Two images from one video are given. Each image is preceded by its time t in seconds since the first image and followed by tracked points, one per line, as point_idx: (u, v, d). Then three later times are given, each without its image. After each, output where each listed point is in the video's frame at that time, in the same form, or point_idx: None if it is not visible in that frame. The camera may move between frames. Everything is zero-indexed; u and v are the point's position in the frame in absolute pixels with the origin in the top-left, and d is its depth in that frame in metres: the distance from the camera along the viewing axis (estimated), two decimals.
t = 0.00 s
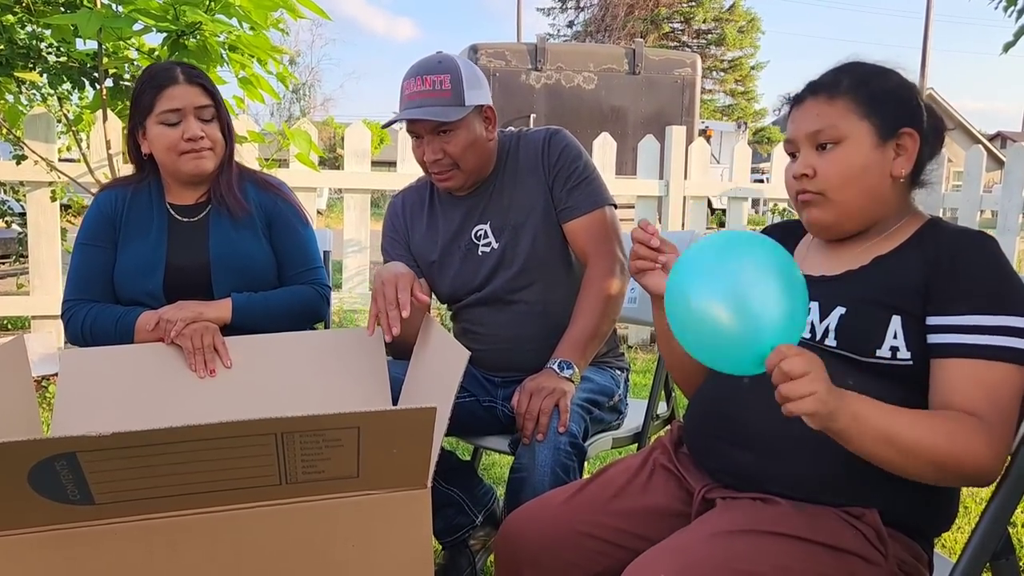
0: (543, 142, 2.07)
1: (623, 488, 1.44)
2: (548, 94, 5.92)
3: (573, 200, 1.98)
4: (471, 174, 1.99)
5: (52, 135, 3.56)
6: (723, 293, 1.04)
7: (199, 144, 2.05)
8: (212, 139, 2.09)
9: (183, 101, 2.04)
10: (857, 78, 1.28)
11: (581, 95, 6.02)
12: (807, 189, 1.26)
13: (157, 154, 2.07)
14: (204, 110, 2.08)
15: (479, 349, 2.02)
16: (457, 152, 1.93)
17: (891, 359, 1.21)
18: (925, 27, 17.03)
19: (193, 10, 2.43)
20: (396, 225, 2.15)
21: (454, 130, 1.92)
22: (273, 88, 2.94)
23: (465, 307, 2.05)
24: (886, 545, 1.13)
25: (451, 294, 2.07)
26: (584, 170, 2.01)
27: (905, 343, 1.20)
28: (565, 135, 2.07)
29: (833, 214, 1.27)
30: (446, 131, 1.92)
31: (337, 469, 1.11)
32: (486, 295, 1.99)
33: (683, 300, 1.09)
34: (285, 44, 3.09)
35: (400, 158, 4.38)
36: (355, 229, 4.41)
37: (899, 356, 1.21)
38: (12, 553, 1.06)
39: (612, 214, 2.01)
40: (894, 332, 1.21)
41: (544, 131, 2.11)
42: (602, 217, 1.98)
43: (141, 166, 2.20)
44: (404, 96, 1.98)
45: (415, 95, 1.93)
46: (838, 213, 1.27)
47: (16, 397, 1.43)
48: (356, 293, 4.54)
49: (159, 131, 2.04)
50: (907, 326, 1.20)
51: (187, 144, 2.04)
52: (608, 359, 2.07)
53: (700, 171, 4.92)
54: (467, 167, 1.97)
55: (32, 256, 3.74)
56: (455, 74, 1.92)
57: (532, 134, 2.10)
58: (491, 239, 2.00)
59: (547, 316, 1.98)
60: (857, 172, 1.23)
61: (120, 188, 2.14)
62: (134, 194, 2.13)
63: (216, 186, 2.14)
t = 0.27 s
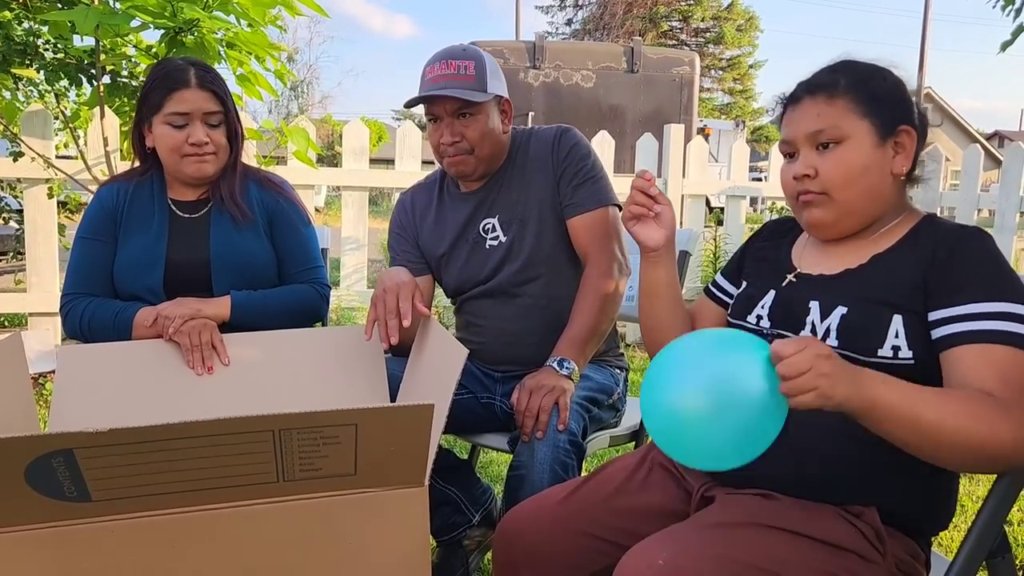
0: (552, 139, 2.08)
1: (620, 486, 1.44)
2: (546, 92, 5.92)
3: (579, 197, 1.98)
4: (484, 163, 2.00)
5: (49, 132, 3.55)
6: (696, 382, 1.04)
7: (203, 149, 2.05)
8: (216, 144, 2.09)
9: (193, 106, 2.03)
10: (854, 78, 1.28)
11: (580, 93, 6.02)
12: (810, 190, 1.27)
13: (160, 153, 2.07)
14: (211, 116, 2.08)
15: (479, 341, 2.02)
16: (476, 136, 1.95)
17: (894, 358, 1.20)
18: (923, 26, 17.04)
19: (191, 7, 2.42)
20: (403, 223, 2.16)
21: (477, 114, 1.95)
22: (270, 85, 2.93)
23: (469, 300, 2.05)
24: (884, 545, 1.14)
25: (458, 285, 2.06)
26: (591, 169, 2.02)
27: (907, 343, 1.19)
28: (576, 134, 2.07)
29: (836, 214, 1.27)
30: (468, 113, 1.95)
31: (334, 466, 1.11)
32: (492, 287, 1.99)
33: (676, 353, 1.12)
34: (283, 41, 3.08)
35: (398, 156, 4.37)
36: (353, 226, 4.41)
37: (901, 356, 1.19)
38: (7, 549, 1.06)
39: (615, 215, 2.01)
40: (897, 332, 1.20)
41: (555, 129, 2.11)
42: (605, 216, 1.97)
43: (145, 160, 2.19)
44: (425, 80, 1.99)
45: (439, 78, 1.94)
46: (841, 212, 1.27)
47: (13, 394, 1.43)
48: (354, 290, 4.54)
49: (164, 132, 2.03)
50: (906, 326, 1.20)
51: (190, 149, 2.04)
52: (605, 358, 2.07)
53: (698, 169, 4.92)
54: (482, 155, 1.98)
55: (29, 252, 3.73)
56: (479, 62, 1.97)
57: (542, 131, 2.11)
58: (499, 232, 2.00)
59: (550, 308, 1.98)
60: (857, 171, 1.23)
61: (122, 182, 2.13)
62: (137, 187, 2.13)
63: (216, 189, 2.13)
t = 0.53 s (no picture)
0: (563, 138, 2.08)
1: (619, 486, 1.44)
2: (545, 90, 5.92)
3: (585, 196, 1.98)
4: (498, 152, 2.00)
5: (47, 129, 3.54)
6: (927, 47, 0.96)
7: (205, 148, 2.05)
8: (219, 144, 2.09)
9: (197, 105, 2.03)
10: (846, 82, 1.29)
11: (578, 91, 6.01)
12: (809, 194, 1.27)
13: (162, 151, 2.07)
14: (215, 115, 2.08)
15: (482, 335, 2.02)
16: (492, 124, 1.98)
17: (899, 354, 1.18)
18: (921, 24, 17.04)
19: (189, 4, 2.41)
20: (409, 220, 2.15)
21: (494, 103, 1.99)
22: (269, 83, 2.92)
23: (473, 292, 2.05)
24: (884, 545, 1.14)
25: (463, 280, 2.06)
26: (599, 169, 2.02)
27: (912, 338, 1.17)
28: (585, 135, 2.08)
29: (834, 216, 1.27)
30: (484, 101, 1.98)
31: (333, 465, 1.11)
32: (496, 281, 1.99)
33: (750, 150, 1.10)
34: (281, 39, 3.08)
35: (396, 154, 4.37)
36: (351, 224, 4.40)
37: (906, 351, 1.17)
38: (6, 548, 1.06)
39: (620, 216, 2.01)
40: (901, 328, 1.18)
41: (565, 130, 2.12)
42: (610, 216, 1.97)
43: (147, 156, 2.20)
44: (442, 70, 2.00)
45: (458, 65, 1.96)
46: (840, 215, 1.27)
47: (12, 392, 1.43)
48: (352, 288, 4.53)
49: (166, 130, 2.03)
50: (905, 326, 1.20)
51: (193, 147, 2.04)
52: (604, 355, 2.07)
53: (697, 167, 4.92)
54: (497, 143, 1.99)
55: (27, 250, 3.72)
56: (497, 56, 2.00)
57: (553, 131, 2.11)
58: (505, 227, 2.00)
59: (554, 304, 1.98)
60: (854, 172, 1.23)
61: (122, 178, 2.13)
62: (137, 183, 2.12)
63: (216, 188, 2.12)
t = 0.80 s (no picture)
0: (564, 140, 2.07)
1: (617, 484, 1.44)
2: (544, 88, 5.92)
3: (586, 197, 1.98)
4: (501, 149, 2.01)
5: (46, 127, 3.54)
6: (730, 484, 0.98)
7: (207, 145, 2.05)
8: (221, 141, 2.09)
9: (199, 103, 2.03)
10: (848, 75, 1.31)
11: (577, 90, 6.01)
12: (810, 180, 1.27)
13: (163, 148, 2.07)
14: (218, 112, 2.08)
15: (481, 333, 2.02)
16: (495, 120, 1.98)
17: (900, 348, 1.19)
18: (920, 23, 17.03)
19: (187, 2, 2.41)
20: (411, 217, 2.15)
21: (497, 100, 1.99)
22: (268, 81, 2.91)
23: (474, 289, 2.05)
24: (884, 546, 1.15)
25: (461, 278, 2.07)
26: (600, 171, 2.02)
27: (912, 331, 1.18)
28: (587, 136, 2.07)
29: (832, 207, 1.27)
30: (487, 97, 1.98)
31: (332, 463, 1.11)
32: (495, 279, 2.00)
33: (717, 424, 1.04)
34: (280, 37, 3.07)
35: (395, 152, 4.37)
36: (350, 223, 4.34)
37: (907, 345, 1.19)
38: (5, 546, 1.06)
39: (621, 217, 2.00)
40: (901, 321, 1.19)
41: (566, 131, 2.11)
42: (611, 217, 1.97)
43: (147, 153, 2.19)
44: (444, 66, 2.00)
45: (462, 62, 1.96)
46: (838, 205, 1.27)
47: (11, 391, 1.43)
48: (351, 287, 4.53)
49: (169, 127, 2.03)
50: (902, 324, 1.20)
51: (195, 144, 2.04)
52: (604, 354, 2.07)
53: (696, 166, 4.92)
54: (500, 139, 2.00)
55: (25, 248, 3.72)
56: (501, 54, 2.00)
57: (555, 131, 2.11)
58: (504, 226, 2.00)
59: (554, 303, 1.98)
60: (855, 164, 1.25)
61: (123, 175, 2.14)
62: (138, 180, 2.13)
63: (216, 186, 2.13)
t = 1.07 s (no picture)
0: (563, 142, 2.06)
1: (617, 483, 1.44)
2: (544, 88, 5.92)
3: (586, 201, 1.96)
4: (499, 150, 2.01)
5: (46, 127, 3.54)
6: (724, 126, 1.02)
7: (213, 141, 2.06)
8: (226, 137, 2.10)
9: (205, 98, 2.04)
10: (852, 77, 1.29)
11: (578, 90, 6.02)
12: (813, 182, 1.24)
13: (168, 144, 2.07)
14: (224, 109, 2.09)
15: (479, 332, 2.03)
16: (493, 121, 1.98)
17: (893, 348, 1.20)
18: (921, 24, 17.02)
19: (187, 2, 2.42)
20: (410, 213, 2.18)
21: (495, 101, 1.98)
22: (268, 81, 2.90)
23: (472, 289, 2.06)
24: (882, 541, 1.14)
25: (458, 278, 2.08)
26: (600, 175, 2.00)
27: (905, 332, 1.19)
28: (587, 139, 2.06)
29: (833, 207, 1.25)
30: (485, 99, 1.97)
31: (331, 462, 1.11)
32: (494, 282, 2.01)
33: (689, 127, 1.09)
34: (280, 37, 3.07)
35: (396, 152, 4.37)
36: (350, 222, 4.39)
37: (900, 345, 1.20)
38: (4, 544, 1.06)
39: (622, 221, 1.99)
40: (894, 323, 1.21)
41: (566, 133, 2.09)
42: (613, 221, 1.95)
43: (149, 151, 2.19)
44: (444, 67, 2.00)
45: (461, 63, 1.95)
46: (839, 205, 1.25)
47: (11, 390, 1.43)
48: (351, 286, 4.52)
49: (175, 122, 2.03)
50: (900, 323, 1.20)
51: (200, 139, 2.04)
52: (603, 354, 2.07)
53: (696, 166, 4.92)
54: (498, 141, 1.99)
55: (26, 247, 3.72)
56: (500, 55, 2.00)
57: (555, 133, 2.10)
58: (500, 228, 2.00)
59: (549, 305, 1.98)
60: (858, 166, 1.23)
61: (124, 174, 2.14)
62: (138, 179, 2.13)
63: (219, 184, 2.13)
